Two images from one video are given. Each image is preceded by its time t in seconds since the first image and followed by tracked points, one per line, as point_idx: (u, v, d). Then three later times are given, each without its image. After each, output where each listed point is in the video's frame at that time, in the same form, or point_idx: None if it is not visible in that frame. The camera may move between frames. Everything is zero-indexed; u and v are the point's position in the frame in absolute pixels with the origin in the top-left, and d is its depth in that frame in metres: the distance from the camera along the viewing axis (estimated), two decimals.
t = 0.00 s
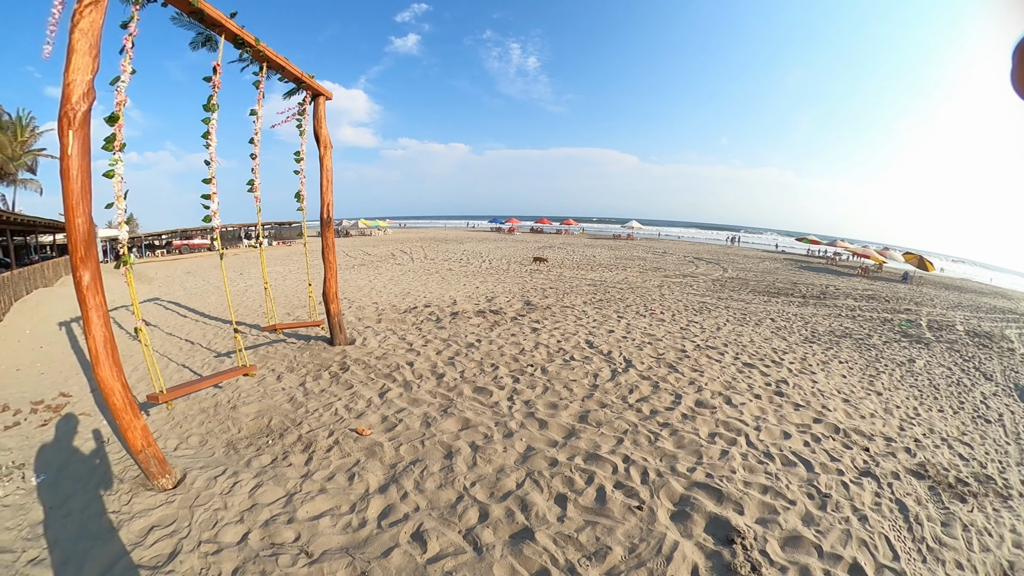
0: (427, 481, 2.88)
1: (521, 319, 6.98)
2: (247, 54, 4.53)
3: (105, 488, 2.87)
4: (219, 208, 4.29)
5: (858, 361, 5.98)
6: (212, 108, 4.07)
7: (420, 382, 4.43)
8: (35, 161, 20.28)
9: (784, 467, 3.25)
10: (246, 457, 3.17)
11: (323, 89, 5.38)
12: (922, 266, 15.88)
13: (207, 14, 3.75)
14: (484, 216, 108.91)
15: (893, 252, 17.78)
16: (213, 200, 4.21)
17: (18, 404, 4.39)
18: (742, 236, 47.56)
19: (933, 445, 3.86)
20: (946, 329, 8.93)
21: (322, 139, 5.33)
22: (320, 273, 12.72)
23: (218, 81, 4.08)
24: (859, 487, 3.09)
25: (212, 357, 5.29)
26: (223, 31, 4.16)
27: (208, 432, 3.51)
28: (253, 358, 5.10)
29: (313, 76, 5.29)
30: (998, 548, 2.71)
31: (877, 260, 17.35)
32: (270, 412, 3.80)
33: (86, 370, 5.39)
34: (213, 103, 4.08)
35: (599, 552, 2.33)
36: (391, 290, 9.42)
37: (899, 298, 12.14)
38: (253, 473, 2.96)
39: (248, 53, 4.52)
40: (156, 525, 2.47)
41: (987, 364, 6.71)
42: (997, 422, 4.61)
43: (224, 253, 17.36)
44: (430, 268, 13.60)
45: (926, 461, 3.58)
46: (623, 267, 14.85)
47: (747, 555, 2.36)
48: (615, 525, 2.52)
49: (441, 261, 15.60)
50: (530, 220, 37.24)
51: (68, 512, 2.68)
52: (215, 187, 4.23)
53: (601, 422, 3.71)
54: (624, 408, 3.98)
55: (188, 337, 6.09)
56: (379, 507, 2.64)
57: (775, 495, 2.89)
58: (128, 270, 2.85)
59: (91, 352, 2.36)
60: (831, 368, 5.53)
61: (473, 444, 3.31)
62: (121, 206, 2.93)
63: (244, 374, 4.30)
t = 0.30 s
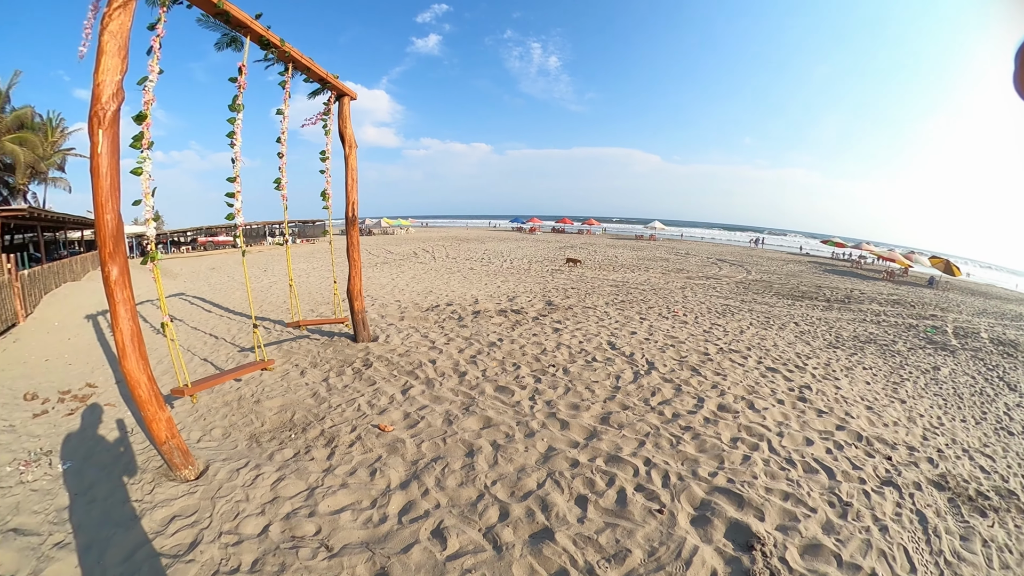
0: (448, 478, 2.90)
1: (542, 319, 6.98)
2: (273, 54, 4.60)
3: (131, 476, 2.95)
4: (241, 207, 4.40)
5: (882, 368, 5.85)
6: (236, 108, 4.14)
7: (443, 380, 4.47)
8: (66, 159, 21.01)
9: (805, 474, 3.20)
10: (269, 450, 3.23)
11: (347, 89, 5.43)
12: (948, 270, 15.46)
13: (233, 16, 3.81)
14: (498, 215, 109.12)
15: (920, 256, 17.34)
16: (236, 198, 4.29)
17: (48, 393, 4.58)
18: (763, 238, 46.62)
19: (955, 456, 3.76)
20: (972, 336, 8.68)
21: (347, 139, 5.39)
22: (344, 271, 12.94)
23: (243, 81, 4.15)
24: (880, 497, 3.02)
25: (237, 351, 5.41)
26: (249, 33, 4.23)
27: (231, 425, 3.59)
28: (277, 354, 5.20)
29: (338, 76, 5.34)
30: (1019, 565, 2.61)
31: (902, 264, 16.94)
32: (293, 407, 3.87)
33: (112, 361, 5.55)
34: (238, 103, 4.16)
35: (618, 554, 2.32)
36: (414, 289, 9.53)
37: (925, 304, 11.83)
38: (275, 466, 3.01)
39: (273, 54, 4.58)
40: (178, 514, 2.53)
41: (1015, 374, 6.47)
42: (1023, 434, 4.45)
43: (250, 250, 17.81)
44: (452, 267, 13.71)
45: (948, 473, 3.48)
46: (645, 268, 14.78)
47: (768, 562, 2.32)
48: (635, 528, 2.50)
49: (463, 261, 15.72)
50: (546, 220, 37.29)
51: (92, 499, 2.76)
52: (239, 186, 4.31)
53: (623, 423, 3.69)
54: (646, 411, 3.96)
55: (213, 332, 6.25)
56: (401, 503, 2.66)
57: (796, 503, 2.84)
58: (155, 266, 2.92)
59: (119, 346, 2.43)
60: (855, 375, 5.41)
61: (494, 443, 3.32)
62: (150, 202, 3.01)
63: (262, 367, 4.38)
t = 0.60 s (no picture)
0: (469, 476, 2.92)
1: (564, 320, 6.97)
2: (297, 56, 4.67)
3: (155, 466, 3.04)
4: (265, 205, 4.44)
5: (907, 375, 5.70)
6: (261, 108, 4.21)
7: (464, 379, 4.50)
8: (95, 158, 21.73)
9: (827, 482, 3.13)
10: (291, 444, 3.29)
11: (371, 90, 5.49)
12: (976, 275, 14.99)
13: (257, 18, 3.85)
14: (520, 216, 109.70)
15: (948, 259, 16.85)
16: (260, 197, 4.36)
17: (76, 383, 4.76)
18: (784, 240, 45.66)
19: (976, 468, 3.63)
20: (1002, 344, 8.38)
21: (372, 139, 5.45)
22: (367, 269, 13.14)
23: (268, 82, 4.21)
24: (902, 507, 2.95)
25: (261, 347, 5.54)
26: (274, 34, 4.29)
27: (254, 419, 3.67)
28: (300, 350, 5.31)
29: (362, 77, 5.40)
30: None
31: (929, 268, 16.47)
32: (316, 402, 3.94)
33: (137, 354, 5.72)
34: (262, 104, 4.22)
35: (637, 557, 2.30)
36: (436, 287, 9.63)
37: (952, 309, 11.49)
38: (297, 460, 3.07)
39: (298, 55, 4.65)
40: (200, 505, 2.59)
41: None
42: None
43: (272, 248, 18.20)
44: (474, 266, 13.79)
45: (970, 485, 3.37)
46: (668, 269, 14.65)
47: (788, 570, 2.28)
48: (655, 532, 2.48)
49: (484, 260, 15.79)
50: (562, 219, 37.29)
51: (116, 488, 2.84)
52: (262, 185, 4.38)
53: (644, 426, 3.66)
54: (668, 414, 3.92)
55: (237, 328, 6.42)
56: (421, 499, 2.69)
57: (817, 511, 2.79)
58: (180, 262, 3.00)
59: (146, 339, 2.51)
60: (880, 382, 5.28)
61: (515, 442, 3.33)
62: (176, 200, 3.07)
63: (281, 364, 4.45)
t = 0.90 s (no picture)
0: (491, 475, 2.93)
1: (587, 320, 6.96)
2: (322, 57, 4.72)
3: (179, 458, 3.12)
4: (290, 204, 4.49)
5: (934, 383, 5.52)
6: (287, 109, 4.27)
7: (487, 378, 4.52)
8: (125, 158, 22.52)
9: (850, 490, 3.06)
10: (315, 439, 3.35)
11: (395, 91, 5.53)
12: (1003, 281, 14.49)
13: (283, 21, 3.91)
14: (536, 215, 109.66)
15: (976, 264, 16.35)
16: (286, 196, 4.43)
17: (103, 375, 4.92)
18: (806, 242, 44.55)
19: (997, 482, 3.49)
20: None
21: (397, 140, 5.51)
22: (390, 267, 13.30)
23: (293, 84, 4.27)
24: (922, 519, 2.86)
25: (286, 344, 5.68)
26: (300, 36, 4.32)
27: (278, 414, 3.75)
28: (325, 347, 5.43)
29: (387, 78, 5.44)
30: None
31: (957, 272, 15.93)
32: (340, 399, 4.02)
33: (162, 347, 5.88)
34: (289, 105, 4.28)
35: (657, 561, 2.29)
36: (460, 286, 9.72)
37: (981, 316, 11.08)
38: (321, 455, 3.12)
39: (323, 56, 4.70)
40: (223, 497, 2.65)
41: None
42: None
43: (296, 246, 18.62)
44: (496, 266, 13.85)
45: (994, 499, 3.24)
46: (692, 271, 14.48)
47: None
48: (675, 536, 2.46)
49: (507, 260, 15.83)
50: (580, 219, 37.20)
51: (142, 477, 2.93)
52: (288, 185, 4.46)
53: (667, 429, 3.63)
54: (691, 417, 3.87)
55: (263, 324, 6.58)
56: (443, 497, 2.71)
57: (838, 520, 2.73)
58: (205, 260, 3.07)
59: (175, 334, 2.58)
60: (905, 390, 5.12)
61: (537, 443, 3.33)
62: (202, 200, 3.14)
63: (306, 362, 4.34)
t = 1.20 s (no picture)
0: (512, 475, 2.93)
1: (611, 322, 6.92)
2: (348, 59, 4.78)
3: (204, 450, 3.21)
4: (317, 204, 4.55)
5: (960, 393, 5.31)
6: (314, 110, 4.33)
7: (510, 378, 4.53)
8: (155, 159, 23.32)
9: (873, 501, 2.98)
10: (338, 435, 3.40)
11: (420, 92, 5.57)
12: None
13: (309, 24, 3.98)
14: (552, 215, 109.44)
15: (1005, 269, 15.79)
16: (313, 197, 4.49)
17: (130, 368, 5.08)
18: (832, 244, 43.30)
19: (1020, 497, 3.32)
20: None
21: (422, 140, 5.56)
22: (414, 266, 13.46)
23: (320, 86, 4.33)
24: (943, 532, 2.77)
25: (312, 340, 5.81)
26: (325, 39, 4.40)
27: (302, 409, 3.83)
28: (350, 345, 5.53)
29: (412, 79, 5.49)
30: None
31: (985, 277, 15.33)
32: (364, 396, 4.08)
33: (188, 342, 6.05)
34: (316, 106, 4.34)
35: (676, 566, 2.26)
36: (483, 286, 9.79)
37: (1008, 323, 10.62)
38: (345, 450, 3.17)
39: (349, 59, 4.77)
40: (247, 490, 2.72)
41: None
42: None
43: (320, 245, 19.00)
44: (519, 266, 13.87)
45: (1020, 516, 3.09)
46: (717, 273, 14.28)
47: None
48: (695, 542, 2.43)
49: (529, 260, 15.82)
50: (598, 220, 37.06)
51: (167, 468, 3.02)
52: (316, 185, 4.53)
53: (690, 434, 3.58)
54: (714, 422, 3.82)
55: (289, 321, 6.75)
56: (464, 495, 2.73)
57: (860, 530, 2.66)
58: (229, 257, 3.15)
59: (203, 330, 2.68)
60: (931, 399, 4.94)
61: (560, 444, 3.32)
62: (227, 199, 3.22)
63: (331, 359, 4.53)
